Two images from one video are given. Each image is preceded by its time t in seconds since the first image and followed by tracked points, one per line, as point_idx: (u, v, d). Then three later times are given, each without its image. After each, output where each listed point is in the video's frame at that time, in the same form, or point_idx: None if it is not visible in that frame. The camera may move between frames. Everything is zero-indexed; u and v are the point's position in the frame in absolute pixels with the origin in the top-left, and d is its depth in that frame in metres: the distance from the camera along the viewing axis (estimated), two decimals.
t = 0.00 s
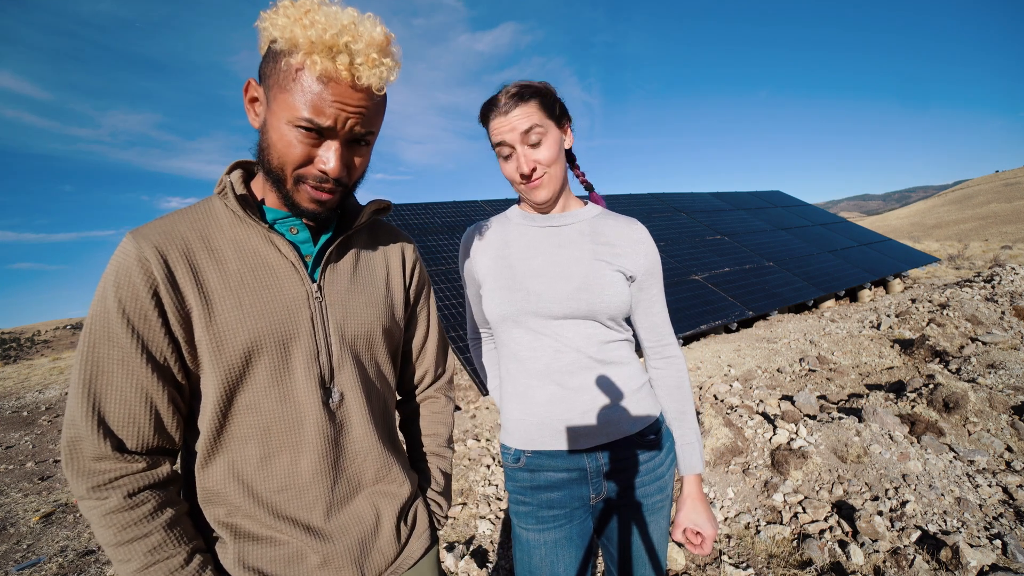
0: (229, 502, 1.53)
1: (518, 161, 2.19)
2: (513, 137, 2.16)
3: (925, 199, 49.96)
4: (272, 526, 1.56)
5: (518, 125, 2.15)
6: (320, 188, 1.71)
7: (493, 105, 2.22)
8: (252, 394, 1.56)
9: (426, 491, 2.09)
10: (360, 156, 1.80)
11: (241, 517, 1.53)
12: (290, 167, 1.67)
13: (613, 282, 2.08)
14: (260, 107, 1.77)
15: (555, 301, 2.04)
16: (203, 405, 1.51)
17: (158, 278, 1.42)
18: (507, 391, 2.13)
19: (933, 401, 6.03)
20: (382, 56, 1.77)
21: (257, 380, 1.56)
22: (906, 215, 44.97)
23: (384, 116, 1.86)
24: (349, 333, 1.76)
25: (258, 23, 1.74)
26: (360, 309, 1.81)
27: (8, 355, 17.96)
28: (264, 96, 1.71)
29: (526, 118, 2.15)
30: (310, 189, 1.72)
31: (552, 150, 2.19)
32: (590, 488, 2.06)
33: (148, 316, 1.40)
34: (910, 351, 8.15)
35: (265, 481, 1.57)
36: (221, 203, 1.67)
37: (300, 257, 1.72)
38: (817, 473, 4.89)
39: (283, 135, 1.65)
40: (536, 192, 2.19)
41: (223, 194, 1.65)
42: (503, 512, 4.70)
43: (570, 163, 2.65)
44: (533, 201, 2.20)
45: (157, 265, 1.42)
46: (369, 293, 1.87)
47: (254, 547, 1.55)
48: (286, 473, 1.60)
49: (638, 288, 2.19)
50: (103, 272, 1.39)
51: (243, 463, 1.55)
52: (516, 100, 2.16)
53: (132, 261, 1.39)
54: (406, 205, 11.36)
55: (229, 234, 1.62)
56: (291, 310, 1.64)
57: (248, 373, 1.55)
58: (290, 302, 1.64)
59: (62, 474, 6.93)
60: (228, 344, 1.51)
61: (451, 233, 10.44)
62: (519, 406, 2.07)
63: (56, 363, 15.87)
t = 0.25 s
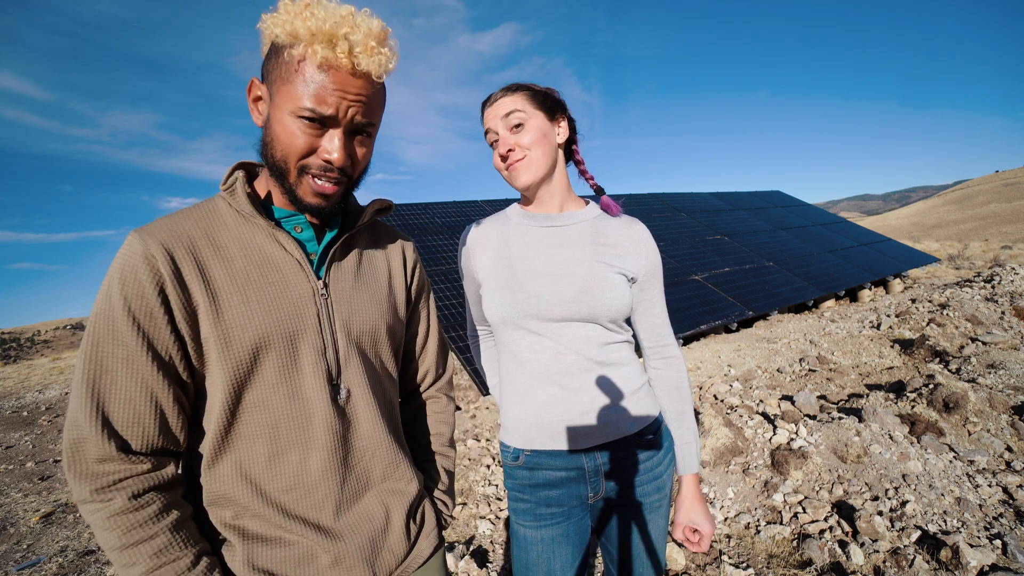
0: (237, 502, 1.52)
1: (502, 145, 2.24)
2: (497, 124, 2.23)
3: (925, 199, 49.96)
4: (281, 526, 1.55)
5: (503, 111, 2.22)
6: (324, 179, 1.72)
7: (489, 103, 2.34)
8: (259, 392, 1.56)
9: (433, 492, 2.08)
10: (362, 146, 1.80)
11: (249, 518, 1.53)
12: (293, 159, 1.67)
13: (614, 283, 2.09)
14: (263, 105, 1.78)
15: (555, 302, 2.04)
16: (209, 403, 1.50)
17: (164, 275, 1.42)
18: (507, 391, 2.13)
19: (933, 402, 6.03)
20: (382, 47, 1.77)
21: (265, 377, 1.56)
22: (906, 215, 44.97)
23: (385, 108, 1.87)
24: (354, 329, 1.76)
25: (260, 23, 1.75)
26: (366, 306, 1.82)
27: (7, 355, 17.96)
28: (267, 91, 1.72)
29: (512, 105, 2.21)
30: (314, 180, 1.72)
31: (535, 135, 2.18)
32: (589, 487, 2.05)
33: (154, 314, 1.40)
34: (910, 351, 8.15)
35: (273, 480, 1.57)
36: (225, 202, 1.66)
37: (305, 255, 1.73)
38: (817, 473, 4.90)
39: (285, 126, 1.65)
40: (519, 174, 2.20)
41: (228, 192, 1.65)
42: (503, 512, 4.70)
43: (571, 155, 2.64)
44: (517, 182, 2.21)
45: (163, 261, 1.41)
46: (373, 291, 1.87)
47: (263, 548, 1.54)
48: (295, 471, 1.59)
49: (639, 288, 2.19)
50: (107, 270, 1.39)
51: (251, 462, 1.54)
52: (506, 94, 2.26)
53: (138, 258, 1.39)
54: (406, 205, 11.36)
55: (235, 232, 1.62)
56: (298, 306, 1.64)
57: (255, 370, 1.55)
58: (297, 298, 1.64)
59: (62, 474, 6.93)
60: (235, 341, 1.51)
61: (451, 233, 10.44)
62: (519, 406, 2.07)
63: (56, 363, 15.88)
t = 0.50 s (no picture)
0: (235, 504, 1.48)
1: (508, 155, 2.24)
2: (502, 133, 2.22)
3: (925, 199, 49.96)
4: (281, 530, 1.52)
5: (506, 120, 2.21)
6: (334, 167, 1.71)
7: (489, 108, 2.32)
8: (260, 387, 1.53)
9: (432, 495, 2.08)
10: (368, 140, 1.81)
11: (247, 522, 1.48)
12: (304, 147, 1.66)
13: (615, 283, 2.09)
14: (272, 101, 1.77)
15: (556, 301, 2.04)
16: (206, 399, 1.46)
17: (164, 267, 1.39)
18: (508, 391, 2.13)
19: (933, 402, 6.03)
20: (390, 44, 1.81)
21: (266, 371, 1.54)
22: (906, 215, 44.97)
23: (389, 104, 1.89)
24: (355, 325, 1.77)
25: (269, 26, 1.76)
26: (365, 302, 1.82)
27: (7, 355, 17.97)
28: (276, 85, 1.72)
29: (514, 114, 2.20)
30: (324, 169, 1.70)
31: (541, 141, 2.19)
32: (590, 489, 2.05)
33: (153, 307, 1.37)
34: (910, 351, 8.15)
35: (274, 481, 1.54)
36: (226, 198, 1.67)
37: (305, 249, 1.73)
38: (817, 473, 4.89)
39: (296, 115, 1.65)
40: (526, 184, 2.20)
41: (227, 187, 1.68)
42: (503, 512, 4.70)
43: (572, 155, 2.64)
44: (525, 191, 2.22)
45: (164, 252, 1.39)
46: (372, 290, 1.88)
47: (262, 558, 1.50)
48: (296, 471, 1.58)
49: (639, 290, 2.19)
50: (103, 261, 1.35)
51: (251, 462, 1.51)
52: (507, 100, 2.24)
53: (137, 250, 1.36)
54: (406, 205, 11.37)
55: (236, 227, 1.61)
56: (299, 301, 1.63)
57: (256, 364, 1.52)
58: (298, 293, 1.64)
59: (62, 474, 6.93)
60: (237, 334, 1.49)
61: (451, 233, 10.44)
62: (519, 407, 2.06)
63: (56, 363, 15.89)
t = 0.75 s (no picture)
0: (235, 514, 1.37)
1: (512, 156, 2.23)
2: (506, 134, 2.22)
3: (925, 199, 49.95)
4: (283, 540, 1.43)
5: (512, 121, 2.21)
6: (330, 165, 1.70)
7: (492, 110, 2.32)
8: (263, 385, 1.44)
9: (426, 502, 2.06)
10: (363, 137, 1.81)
11: (248, 532, 1.38)
12: (301, 144, 1.65)
13: (617, 284, 2.09)
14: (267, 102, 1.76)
15: (559, 301, 2.05)
16: (205, 399, 1.34)
17: (163, 253, 1.28)
18: (509, 391, 2.13)
19: (933, 402, 6.03)
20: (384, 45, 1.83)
21: (269, 369, 1.46)
22: (906, 215, 44.96)
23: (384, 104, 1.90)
24: (352, 325, 1.74)
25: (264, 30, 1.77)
26: (360, 303, 1.81)
27: (8, 355, 17.99)
28: (271, 85, 1.72)
29: (520, 115, 2.21)
30: (320, 166, 1.69)
31: (547, 143, 2.19)
32: (591, 489, 2.05)
33: (151, 296, 1.25)
34: (910, 351, 8.15)
35: (276, 487, 1.45)
36: (219, 192, 1.60)
37: (303, 248, 1.69)
38: (817, 473, 4.89)
39: (292, 112, 1.64)
40: (532, 184, 2.20)
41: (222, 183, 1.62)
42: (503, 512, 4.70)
43: (574, 155, 2.65)
44: (530, 191, 2.20)
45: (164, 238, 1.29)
46: (366, 293, 1.87)
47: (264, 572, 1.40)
48: (299, 475, 1.50)
49: (641, 291, 2.19)
50: (91, 246, 1.22)
51: (253, 466, 1.41)
52: (512, 101, 2.25)
53: (134, 234, 1.26)
54: (406, 205, 11.37)
55: (233, 219, 1.55)
56: (300, 297, 1.58)
57: (259, 361, 1.43)
58: (299, 289, 1.59)
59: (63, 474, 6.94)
60: (240, 327, 1.39)
61: (451, 233, 10.44)
62: (521, 406, 2.06)
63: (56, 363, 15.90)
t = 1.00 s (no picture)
0: (229, 529, 1.26)
1: (515, 145, 2.24)
2: (509, 124, 2.24)
3: (925, 199, 49.96)
4: (280, 556, 1.33)
5: (515, 112, 2.23)
6: (320, 165, 1.69)
7: (497, 106, 2.35)
8: (256, 389, 1.34)
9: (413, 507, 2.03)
10: (354, 138, 1.81)
11: (243, 549, 1.28)
12: (292, 142, 1.63)
13: (621, 285, 2.09)
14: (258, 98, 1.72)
15: (563, 302, 2.04)
16: (194, 405, 1.22)
17: (148, 244, 1.17)
18: (512, 391, 2.13)
19: (933, 402, 6.03)
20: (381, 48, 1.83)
21: (262, 372, 1.36)
22: (906, 215, 44.98)
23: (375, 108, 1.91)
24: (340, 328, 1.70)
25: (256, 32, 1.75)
26: (345, 307, 1.78)
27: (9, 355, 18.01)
28: (263, 81, 1.69)
29: (522, 106, 2.23)
30: (309, 166, 1.68)
31: (549, 131, 2.19)
32: (593, 487, 2.06)
33: (136, 291, 1.12)
34: (910, 351, 8.15)
35: (271, 498, 1.35)
36: (200, 187, 1.50)
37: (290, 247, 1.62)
38: (817, 473, 4.89)
39: (285, 109, 1.62)
40: (535, 171, 2.19)
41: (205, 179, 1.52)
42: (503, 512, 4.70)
43: (579, 156, 2.65)
44: (533, 178, 2.20)
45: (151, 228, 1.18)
46: (351, 298, 1.85)
47: None
48: (295, 484, 1.42)
49: (645, 291, 2.19)
50: (64, 235, 1.09)
51: (246, 477, 1.31)
52: (516, 95, 2.29)
53: (116, 223, 1.14)
54: (406, 205, 11.37)
55: (219, 214, 1.45)
56: (291, 297, 1.51)
57: (252, 364, 1.34)
58: (289, 289, 1.52)
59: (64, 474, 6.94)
60: (232, 327, 1.29)
61: (452, 233, 10.44)
62: (523, 407, 2.06)
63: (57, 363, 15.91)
